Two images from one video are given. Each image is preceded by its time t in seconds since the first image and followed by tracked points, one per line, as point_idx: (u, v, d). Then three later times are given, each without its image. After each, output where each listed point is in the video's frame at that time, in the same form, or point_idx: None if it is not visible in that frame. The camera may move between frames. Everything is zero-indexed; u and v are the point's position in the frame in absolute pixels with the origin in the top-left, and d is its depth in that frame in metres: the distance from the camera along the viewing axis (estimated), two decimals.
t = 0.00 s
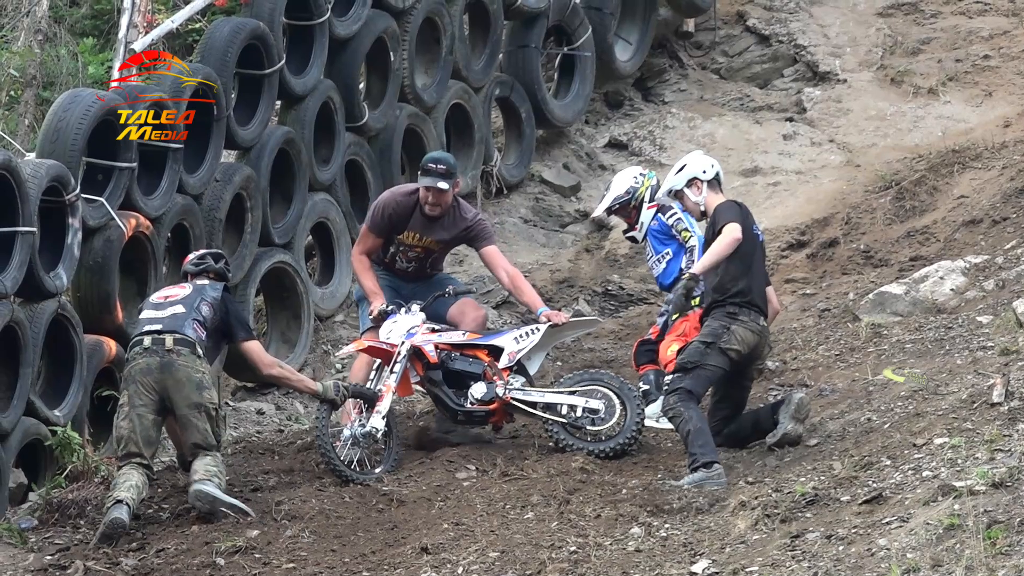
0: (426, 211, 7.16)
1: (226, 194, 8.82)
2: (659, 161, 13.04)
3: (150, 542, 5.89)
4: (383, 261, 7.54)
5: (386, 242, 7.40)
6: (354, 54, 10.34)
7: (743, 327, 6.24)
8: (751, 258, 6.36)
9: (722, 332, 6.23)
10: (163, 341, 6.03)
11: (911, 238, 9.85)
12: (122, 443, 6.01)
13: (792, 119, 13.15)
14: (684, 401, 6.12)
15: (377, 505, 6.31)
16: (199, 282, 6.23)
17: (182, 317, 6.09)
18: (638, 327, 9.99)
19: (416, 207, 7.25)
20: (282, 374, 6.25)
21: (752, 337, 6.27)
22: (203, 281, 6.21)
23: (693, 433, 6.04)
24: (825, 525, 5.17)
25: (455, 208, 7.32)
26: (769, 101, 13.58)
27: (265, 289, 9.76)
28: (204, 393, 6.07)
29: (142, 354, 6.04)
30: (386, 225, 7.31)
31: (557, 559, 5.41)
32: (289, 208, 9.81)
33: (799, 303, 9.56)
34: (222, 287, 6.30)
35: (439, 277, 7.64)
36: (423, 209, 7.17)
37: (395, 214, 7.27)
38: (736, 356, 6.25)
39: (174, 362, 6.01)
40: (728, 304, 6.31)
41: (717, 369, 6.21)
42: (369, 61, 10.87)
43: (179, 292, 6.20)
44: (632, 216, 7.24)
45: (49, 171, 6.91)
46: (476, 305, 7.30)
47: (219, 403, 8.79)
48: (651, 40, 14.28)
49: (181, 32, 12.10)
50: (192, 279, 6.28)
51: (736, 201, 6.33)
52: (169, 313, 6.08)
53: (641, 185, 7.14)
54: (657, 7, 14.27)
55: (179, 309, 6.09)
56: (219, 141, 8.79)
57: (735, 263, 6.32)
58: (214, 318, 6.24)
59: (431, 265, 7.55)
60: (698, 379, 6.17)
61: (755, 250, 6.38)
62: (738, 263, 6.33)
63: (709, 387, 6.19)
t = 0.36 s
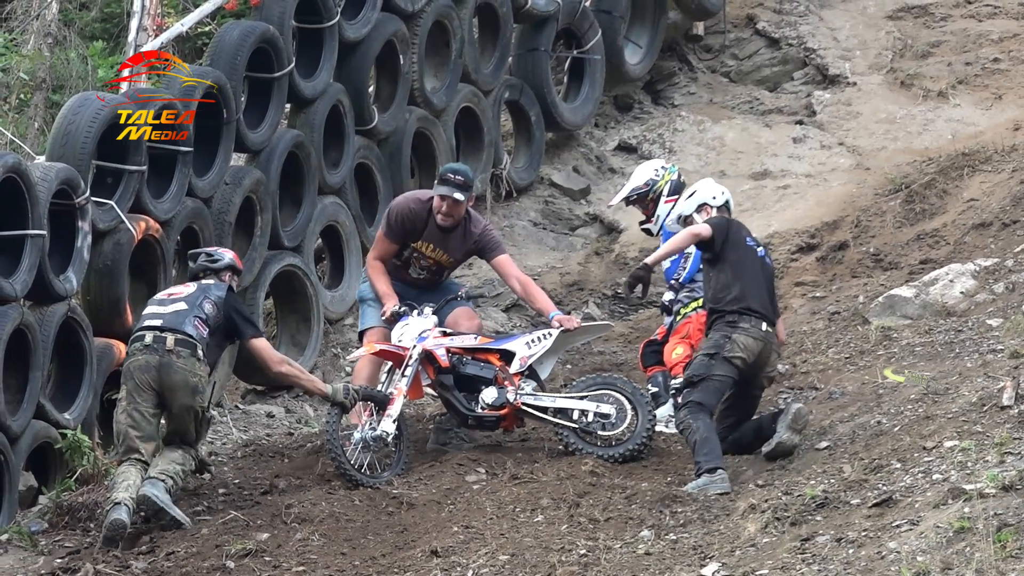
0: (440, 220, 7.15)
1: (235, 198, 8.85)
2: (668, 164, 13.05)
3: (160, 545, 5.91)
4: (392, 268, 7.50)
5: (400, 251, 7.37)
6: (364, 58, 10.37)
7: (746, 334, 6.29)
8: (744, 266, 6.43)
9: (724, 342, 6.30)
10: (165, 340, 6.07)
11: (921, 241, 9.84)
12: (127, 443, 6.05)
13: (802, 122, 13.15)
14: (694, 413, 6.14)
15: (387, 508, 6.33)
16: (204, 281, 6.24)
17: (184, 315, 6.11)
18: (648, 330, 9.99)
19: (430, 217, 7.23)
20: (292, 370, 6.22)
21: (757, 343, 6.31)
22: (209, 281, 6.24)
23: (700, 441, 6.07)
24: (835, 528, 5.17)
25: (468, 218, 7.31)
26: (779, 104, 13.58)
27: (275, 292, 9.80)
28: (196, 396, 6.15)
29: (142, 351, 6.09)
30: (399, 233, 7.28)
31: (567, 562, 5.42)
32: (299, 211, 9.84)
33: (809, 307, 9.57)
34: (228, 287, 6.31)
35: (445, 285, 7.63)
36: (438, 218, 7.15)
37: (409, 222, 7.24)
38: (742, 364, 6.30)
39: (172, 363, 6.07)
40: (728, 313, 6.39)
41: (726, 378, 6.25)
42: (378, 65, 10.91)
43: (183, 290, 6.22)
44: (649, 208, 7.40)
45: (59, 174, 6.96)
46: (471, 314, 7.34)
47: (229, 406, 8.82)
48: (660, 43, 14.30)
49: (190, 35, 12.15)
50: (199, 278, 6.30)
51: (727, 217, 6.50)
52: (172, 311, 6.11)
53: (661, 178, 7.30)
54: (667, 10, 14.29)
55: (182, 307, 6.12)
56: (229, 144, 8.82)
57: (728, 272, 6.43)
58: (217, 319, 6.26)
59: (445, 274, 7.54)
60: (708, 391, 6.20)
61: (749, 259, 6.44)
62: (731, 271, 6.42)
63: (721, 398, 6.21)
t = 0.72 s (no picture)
0: (417, 216, 7.11)
1: (244, 197, 8.88)
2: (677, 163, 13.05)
3: (170, 544, 5.94)
4: (375, 274, 7.46)
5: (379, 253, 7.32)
6: (372, 57, 10.39)
7: (747, 320, 6.33)
8: (756, 263, 6.51)
9: (725, 326, 6.33)
10: (172, 336, 6.06)
11: (930, 240, 9.83)
12: (135, 442, 6.08)
13: (811, 121, 13.14)
14: (690, 392, 6.15)
15: (396, 507, 6.35)
16: (215, 273, 6.20)
17: (193, 312, 6.09)
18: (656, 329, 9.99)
19: (407, 216, 7.20)
20: (294, 373, 6.27)
21: (758, 329, 6.34)
22: (218, 274, 6.19)
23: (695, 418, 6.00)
24: (843, 527, 5.17)
25: (444, 212, 7.27)
26: (787, 103, 13.57)
27: (283, 291, 9.82)
28: (201, 394, 6.15)
29: (149, 345, 6.07)
30: (378, 237, 7.25)
31: (575, 561, 5.43)
32: (307, 210, 9.87)
33: (817, 306, 9.56)
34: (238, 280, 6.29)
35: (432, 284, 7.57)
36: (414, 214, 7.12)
37: (385, 224, 7.22)
38: (742, 347, 6.30)
39: (178, 360, 6.07)
40: (731, 300, 6.47)
41: (723, 361, 6.27)
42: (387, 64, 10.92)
43: (195, 282, 6.17)
44: (661, 204, 7.33)
45: (67, 173, 6.99)
46: (462, 311, 7.25)
47: (237, 405, 8.85)
48: (668, 42, 14.30)
49: (199, 35, 12.18)
50: (210, 268, 6.25)
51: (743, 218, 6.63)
52: (181, 305, 6.09)
53: (674, 175, 7.25)
54: (676, 9, 14.28)
55: (190, 303, 6.10)
56: (237, 143, 8.84)
57: (740, 267, 6.52)
58: (226, 313, 6.24)
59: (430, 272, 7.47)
60: (704, 374, 6.22)
61: (761, 254, 6.55)
62: (741, 266, 6.52)
63: (716, 382, 6.24)
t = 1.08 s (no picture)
0: (392, 203, 6.94)
1: (251, 196, 8.90)
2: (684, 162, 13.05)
3: (177, 542, 5.96)
4: (340, 260, 7.27)
5: (346, 236, 7.10)
6: (379, 56, 10.40)
7: (726, 317, 6.58)
8: (746, 259, 6.69)
9: (703, 322, 6.58)
10: (176, 338, 6.09)
11: (937, 238, 9.82)
12: (142, 442, 6.10)
13: (817, 119, 13.13)
14: (638, 385, 6.48)
15: (403, 506, 6.37)
16: (210, 272, 6.25)
17: (195, 312, 6.12)
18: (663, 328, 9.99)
19: (378, 201, 7.01)
20: (284, 372, 6.23)
21: (735, 329, 6.57)
22: (213, 272, 6.23)
23: (635, 421, 6.42)
24: (850, 525, 5.18)
25: (415, 197, 7.14)
26: (794, 102, 13.56)
27: (290, 291, 9.85)
28: (207, 394, 6.20)
29: (153, 348, 6.10)
30: (348, 223, 7.04)
31: (583, 560, 5.44)
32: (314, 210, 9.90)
33: (824, 305, 9.56)
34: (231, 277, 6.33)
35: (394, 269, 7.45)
36: (389, 201, 6.94)
37: (357, 210, 7.01)
38: (715, 346, 6.56)
39: (183, 361, 6.10)
40: (715, 297, 6.68)
41: (690, 357, 6.56)
42: (394, 63, 10.93)
43: (191, 282, 6.20)
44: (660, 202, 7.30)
45: (74, 172, 7.01)
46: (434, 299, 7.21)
47: (243, 404, 8.87)
48: (675, 41, 14.29)
49: (206, 34, 12.20)
50: (203, 268, 6.29)
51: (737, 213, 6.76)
52: (182, 306, 6.13)
53: (676, 174, 7.17)
54: (682, 7, 14.29)
55: (193, 303, 6.13)
56: (244, 142, 8.86)
57: (728, 264, 6.69)
58: (225, 312, 6.28)
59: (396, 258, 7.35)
60: (666, 365, 6.53)
61: (753, 254, 6.71)
62: (731, 264, 6.69)
63: (676, 373, 6.54)
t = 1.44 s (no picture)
0: (396, 203, 6.93)
1: (257, 194, 8.91)
2: (690, 159, 13.06)
3: (185, 540, 5.98)
4: (341, 258, 7.29)
5: (346, 234, 7.12)
6: (385, 54, 10.42)
7: (680, 324, 6.58)
8: (684, 257, 6.72)
9: (657, 330, 6.60)
10: (176, 339, 6.12)
11: (943, 235, 9.81)
12: (146, 442, 6.11)
13: (824, 116, 13.11)
14: (601, 398, 6.60)
15: (410, 504, 6.38)
16: (215, 274, 6.32)
17: (198, 313, 6.17)
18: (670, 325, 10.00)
19: (384, 201, 7.01)
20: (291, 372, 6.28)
21: (692, 332, 6.58)
22: (218, 274, 6.30)
23: (612, 428, 6.50)
24: (858, 522, 5.18)
25: (420, 200, 7.12)
26: (800, 99, 13.55)
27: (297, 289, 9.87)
28: (210, 394, 6.19)
29: (155, 349, 6.13)
30: (351, 221, 7.05)
31: (590, 557, 5.45)
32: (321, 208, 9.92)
33: (831, 302, 9.56)
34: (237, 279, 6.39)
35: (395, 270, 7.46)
36: (393, 201, 6.94)
37: (361, 208, 7.02)
38: (671, 352, 6.60)
39: (183, 361, 6.11)
40: (667, 307, 6.70)
41: (647, 366, 6.62)
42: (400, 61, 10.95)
43: (196, 284, 6.26)
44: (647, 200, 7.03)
45: (80, 170, 7.04)
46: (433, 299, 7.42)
47: (250, 403, 8.89)
48: (681, 38, 14.29)
49: (212, 32, 12.22)
50: (209, 270, 6.35)
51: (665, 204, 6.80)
52: (185, 308, 6.18)
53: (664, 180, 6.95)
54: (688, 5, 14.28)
55: (195, 304, 6.18)
56: (251, 141, 8.88)
57: (669, 266, 6.73)
58: (228, 314, 6.33)
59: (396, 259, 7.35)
60: (621, 377, 6.63)
61: (690, 247, 6.75)
62: (672, 262, 6.73)
63: (634, 383, 6.63)
